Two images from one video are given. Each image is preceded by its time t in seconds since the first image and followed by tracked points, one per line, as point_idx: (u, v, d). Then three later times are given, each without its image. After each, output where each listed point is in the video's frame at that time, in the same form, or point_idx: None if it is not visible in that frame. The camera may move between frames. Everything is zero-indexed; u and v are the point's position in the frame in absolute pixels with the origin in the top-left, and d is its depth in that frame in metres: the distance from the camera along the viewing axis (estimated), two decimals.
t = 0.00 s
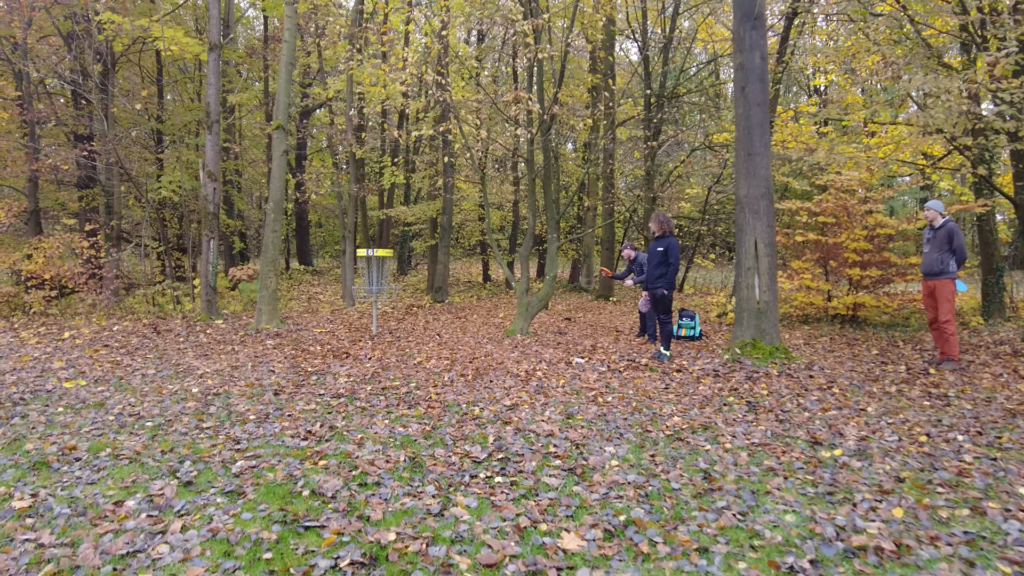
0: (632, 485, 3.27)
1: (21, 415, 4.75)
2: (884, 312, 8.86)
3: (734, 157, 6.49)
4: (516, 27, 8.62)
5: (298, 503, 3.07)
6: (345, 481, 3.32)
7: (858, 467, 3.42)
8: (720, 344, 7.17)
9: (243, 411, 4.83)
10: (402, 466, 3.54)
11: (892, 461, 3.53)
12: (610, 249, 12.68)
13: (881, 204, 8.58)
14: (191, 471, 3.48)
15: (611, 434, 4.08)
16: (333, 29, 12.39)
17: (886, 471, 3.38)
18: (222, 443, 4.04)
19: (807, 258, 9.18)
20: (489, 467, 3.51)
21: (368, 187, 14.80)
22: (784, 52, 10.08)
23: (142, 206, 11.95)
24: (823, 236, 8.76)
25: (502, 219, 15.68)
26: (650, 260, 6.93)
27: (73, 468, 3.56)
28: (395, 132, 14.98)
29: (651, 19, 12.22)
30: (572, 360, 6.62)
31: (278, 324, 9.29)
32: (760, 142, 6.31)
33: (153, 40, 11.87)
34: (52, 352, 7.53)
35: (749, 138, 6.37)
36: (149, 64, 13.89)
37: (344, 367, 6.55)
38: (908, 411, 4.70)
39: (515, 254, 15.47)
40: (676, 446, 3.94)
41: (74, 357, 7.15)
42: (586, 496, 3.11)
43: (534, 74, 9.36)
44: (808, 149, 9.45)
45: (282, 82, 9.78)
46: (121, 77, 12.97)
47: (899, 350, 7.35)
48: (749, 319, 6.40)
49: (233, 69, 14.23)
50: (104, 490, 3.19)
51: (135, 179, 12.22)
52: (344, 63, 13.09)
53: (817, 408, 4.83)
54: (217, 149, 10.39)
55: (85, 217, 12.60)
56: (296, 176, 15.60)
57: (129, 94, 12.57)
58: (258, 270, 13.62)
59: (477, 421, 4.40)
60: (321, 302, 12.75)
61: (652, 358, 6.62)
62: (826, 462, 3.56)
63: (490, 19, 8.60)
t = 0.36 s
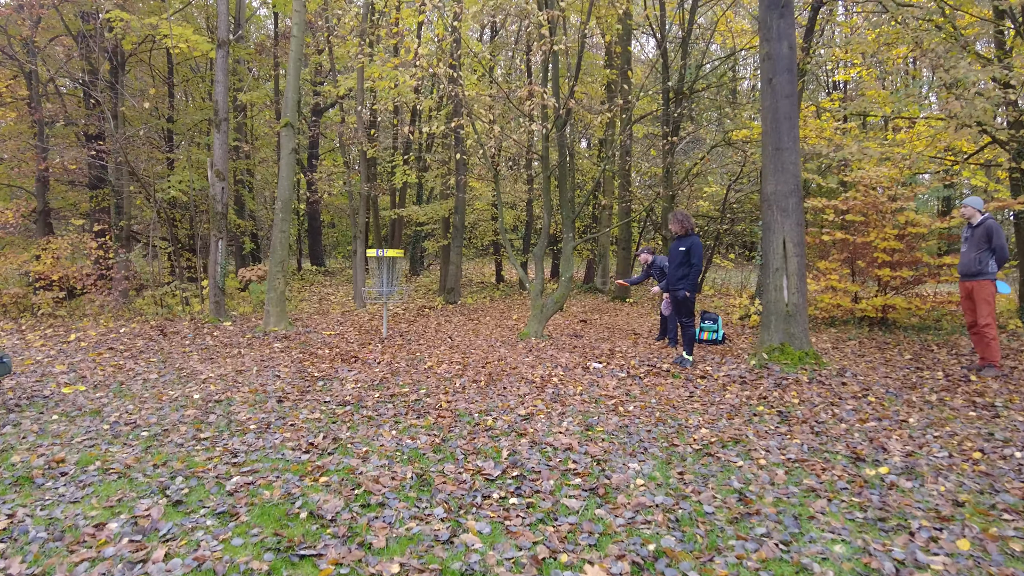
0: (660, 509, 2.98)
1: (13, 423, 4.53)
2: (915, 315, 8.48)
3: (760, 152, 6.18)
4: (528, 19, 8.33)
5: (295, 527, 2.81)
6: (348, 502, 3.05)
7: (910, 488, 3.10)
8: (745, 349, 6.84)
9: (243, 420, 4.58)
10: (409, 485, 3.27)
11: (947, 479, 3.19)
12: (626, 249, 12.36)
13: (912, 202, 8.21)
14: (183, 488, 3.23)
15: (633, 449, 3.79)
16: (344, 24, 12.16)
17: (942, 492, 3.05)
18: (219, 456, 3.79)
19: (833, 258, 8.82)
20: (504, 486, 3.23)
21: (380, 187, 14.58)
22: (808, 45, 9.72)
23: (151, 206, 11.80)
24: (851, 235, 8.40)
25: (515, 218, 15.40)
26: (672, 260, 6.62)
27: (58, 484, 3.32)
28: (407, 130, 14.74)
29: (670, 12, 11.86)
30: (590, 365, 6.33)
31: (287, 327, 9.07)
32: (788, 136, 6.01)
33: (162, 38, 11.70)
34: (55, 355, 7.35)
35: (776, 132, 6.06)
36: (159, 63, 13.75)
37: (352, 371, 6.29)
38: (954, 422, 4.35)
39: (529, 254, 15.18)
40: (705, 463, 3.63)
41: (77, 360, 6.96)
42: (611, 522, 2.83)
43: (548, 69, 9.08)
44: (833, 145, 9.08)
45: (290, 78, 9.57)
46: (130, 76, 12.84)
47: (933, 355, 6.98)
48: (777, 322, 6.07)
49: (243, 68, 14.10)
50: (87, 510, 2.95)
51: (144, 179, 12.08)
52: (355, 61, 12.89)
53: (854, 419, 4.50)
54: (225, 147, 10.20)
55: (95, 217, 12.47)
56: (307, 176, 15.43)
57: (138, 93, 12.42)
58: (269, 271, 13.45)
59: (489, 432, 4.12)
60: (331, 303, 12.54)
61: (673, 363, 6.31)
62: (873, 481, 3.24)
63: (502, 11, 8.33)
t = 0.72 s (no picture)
0: (685, 546, 2.64)
1: None
2: (942, 318, 8.08)
3: (782, 147, 5.81)
4: (536, 11, 7.98)
5: (272, 568, 2.49)
6: (334, 536, 2.73)
7: (967, 522, 2.74)
8: (765, 356, 6.48)
9: (230, 436, 4.26)
10: (402, 515, 2.94)
11: (1008, 510, 2.84)
12: (637, 250, 12.00)
13: (939, 199, 7.81)
14: (154, 518, 2.92)
15: (651, 472, 3.46)
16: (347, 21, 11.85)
17: (1006, 525, 2.68)
18: (198, 478, 3.47)
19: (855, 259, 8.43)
20: (509, 518, 2.90)
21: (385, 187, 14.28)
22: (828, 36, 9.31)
23: (151, 207, 11.54)
24: (874, 235, 8.01)
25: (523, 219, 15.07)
26: (687, 263, 6.23)
27: (17, 512, 3.00)
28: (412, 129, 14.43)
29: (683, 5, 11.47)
30: (602, 374, 5.98)
31: (287, 331, 8.78)
32: (812, 129, 5.64)
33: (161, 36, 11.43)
34: (46, 362, 7.07)
35: (800, 125, 5.69)
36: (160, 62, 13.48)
37: (351, 380, 5.97)
38: (1002, 439, 3.97)
39: (537, 255, 14.84)
40: (731, 488, 3.28)
41: (67, 368, 6.68)
42: (630, 563, 2.50)
43: (556, 64, 8.73)
44: (855, 141, 8.68)
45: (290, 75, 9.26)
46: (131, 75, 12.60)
47: (966, 361, 6.59)
48: (801, 328, 5.71)
49: (246, 67, 13.83)
50: (42, 546, 2.63)
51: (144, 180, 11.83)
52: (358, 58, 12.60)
53: (891, 435, 4.13)
54: (224, 147, 9.93)
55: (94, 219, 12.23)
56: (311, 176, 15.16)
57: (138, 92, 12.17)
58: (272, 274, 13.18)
59: (493, 451, 3.79)
60: (335, 306, 12.26)
61: (689, 372, 5.98)
62: (922, 512, 2.88)
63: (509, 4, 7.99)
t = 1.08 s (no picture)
0: (719, 572, 2.33)
1: None
2: (969, 318, 7.72)
3: (806, 135, 5.47)
4: None
5: None
6: (324, 560, 2.44)
7: None
8: (786, 357, 6.16)
9: (220, 443, 3.98)
10: (401, 535, 2.65)
11: None
12: (648, 248, 11.69)
13: (967, 194, 7.45)
14: (125, 537, 2.63)
15: (674, 486, 3.17)
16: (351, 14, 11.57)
17: None
18: (179, 490, 3.18)
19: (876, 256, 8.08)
20: (520, 538, 2.61)
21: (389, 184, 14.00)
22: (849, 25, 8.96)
23: (150, 204, 11.29)
24: (898, 230, 7.65)
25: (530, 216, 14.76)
26: (705, 259, 5.78)
27: None
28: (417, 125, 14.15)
29: None
30: (615, 376, 5.67)
31: (286, 331, 8.50)
32: (838, 117, 5.28)
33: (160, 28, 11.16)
34: (35, 362, 6.81)
35: (824, 112, 5.34)
36: (160, 57, 13.22)
37: (350, 382, 5.69)
38: None
39: (544, 254, 14.54)
40: (765, 505, 2.97)
41: (56, 369, 6.41)
42: None
43: (565, 54, 8.44)
44: (876, 133, 8.34)
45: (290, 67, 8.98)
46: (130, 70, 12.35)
47: (999, 362, 6.24)
48: (826, 327, 5.38)
49: (248, 62, 13.59)
50: None
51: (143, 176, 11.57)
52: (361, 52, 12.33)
53: (931, 443, 3.81)
54: (223, 141, 9.67)
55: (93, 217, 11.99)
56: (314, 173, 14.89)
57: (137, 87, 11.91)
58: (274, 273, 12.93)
59: (500, 461, 3.49)
60: (338, 305, 11.99)
61: (708, 374, 5.69)
62: (984, 533, 2.56)
63: None
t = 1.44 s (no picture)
0: None
1: None
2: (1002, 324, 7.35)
3: (838, 131, 5.15)
4: None
5: None
6: None
7: None
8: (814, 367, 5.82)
9: (212, 460, 3.70)
10: None
11: None
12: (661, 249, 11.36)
13: (1002, 194, 7.09)
14: None
15: (708, 517, 2.87)
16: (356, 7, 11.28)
17: None
18: (164, 517, 2.90)
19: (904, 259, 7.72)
20: None
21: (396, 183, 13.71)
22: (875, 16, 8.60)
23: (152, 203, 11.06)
24: (928, 232, 7.30)
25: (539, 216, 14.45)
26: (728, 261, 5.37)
27: None
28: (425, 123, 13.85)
29: None
30: (633, 386, 5.36)
31: (289, 334, 8.23)
32: (873, 111, 4.95)
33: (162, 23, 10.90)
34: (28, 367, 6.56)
35: (858, 106, 5.01)
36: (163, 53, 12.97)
37: (354, 391, 5.41)
38: None
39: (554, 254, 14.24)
40: (812, 541, 2.64)
41: (48, 374, 6.15)
42: None
43: (576, 47, 8.15)
44: (904, 129, 7.98)
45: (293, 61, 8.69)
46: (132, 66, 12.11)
47: None
48: (859, 335, 5.04)
49: (252, 58, 13.36)
50: None
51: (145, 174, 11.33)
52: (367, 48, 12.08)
53: (986, 466, 3.48)
54: (225, 138, 9.41)
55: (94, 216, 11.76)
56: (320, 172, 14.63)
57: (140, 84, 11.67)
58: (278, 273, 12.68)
59: (515, 486, 3.19)
60: (344, 307, 11.72)
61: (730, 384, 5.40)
62: None
63: None
